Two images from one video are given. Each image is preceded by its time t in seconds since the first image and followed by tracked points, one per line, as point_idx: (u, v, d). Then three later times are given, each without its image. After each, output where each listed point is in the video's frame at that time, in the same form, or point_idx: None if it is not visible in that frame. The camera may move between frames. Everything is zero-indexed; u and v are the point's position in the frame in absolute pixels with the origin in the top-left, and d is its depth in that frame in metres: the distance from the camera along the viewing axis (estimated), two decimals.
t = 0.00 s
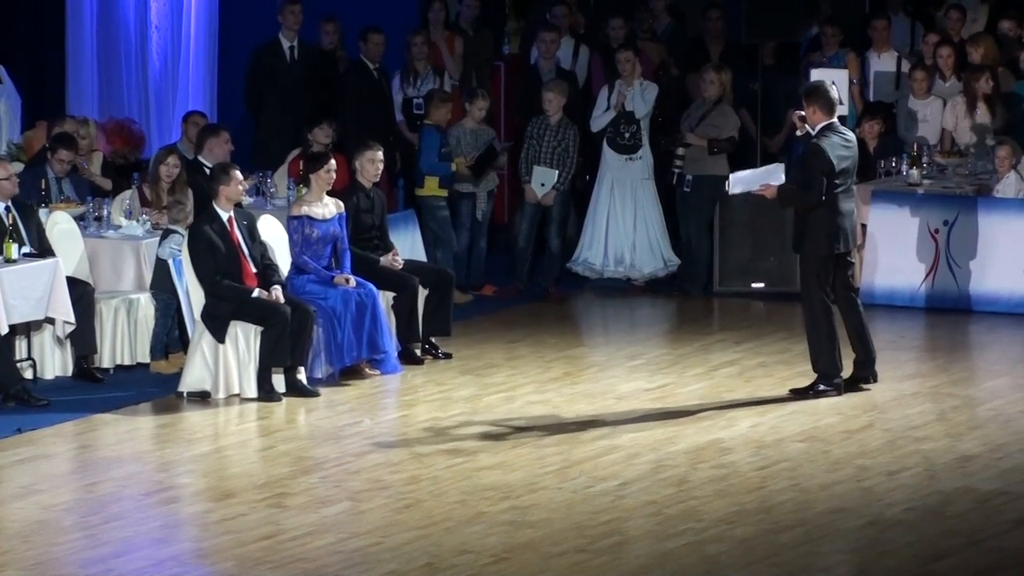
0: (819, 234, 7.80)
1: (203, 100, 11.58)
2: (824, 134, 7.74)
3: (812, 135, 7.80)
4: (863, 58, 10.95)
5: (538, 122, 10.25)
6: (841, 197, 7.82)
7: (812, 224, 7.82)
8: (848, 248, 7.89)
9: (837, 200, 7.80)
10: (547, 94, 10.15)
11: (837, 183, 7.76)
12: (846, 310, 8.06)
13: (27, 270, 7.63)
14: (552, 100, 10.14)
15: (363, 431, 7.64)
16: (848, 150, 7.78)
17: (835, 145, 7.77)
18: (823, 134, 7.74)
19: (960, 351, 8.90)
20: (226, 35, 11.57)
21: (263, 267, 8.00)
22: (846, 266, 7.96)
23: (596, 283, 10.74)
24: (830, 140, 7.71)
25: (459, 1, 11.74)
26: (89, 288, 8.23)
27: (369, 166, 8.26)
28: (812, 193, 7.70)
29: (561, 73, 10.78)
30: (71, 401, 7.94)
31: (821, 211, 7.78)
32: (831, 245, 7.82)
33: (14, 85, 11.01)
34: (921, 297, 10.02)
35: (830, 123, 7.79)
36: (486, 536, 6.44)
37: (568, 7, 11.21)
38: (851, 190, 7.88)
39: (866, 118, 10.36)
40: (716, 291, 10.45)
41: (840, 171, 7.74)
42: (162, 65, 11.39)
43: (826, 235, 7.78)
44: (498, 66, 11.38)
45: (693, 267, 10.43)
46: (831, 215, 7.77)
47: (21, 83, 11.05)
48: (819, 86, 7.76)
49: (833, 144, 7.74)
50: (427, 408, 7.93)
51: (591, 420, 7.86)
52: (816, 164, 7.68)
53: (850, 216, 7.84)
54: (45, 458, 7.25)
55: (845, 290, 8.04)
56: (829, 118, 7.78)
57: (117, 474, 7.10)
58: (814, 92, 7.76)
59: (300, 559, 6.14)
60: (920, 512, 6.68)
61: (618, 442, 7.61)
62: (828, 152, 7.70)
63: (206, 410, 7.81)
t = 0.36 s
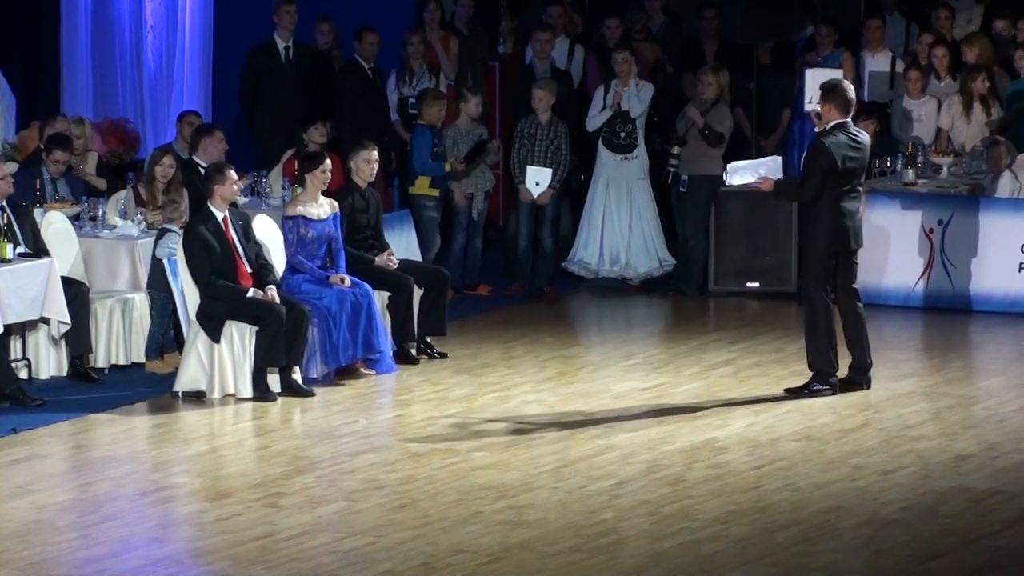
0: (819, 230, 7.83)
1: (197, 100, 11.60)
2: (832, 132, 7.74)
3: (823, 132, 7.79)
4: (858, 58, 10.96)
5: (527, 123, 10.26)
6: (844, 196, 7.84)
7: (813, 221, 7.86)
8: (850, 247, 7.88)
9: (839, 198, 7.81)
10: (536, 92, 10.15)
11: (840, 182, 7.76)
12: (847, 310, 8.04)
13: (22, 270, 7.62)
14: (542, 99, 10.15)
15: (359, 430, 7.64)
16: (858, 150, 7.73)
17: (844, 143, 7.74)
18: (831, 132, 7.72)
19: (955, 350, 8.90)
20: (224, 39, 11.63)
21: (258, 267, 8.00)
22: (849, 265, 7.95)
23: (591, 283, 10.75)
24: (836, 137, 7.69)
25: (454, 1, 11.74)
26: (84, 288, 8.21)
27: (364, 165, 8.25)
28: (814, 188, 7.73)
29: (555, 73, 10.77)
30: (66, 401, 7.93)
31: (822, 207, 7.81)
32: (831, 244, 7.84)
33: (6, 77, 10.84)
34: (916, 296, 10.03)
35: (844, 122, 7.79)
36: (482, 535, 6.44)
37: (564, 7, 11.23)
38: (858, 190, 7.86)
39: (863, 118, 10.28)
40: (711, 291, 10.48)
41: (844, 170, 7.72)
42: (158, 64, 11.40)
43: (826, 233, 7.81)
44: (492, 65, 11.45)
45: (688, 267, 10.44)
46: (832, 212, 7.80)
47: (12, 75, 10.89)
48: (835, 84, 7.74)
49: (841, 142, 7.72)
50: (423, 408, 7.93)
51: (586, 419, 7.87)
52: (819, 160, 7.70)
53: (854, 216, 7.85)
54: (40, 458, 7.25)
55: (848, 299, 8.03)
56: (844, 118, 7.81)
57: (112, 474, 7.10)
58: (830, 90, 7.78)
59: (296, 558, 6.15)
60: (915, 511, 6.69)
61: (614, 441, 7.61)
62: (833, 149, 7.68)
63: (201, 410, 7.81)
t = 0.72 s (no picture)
0: (819, 225, 7.81)
1: (193, 100, 11.55)
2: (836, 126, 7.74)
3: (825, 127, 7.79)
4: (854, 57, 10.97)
5: (515, 121, 10.24)
6: (846, 192, 7.82)
7: (814, 215, 7.84)
8: (851, 243, 7.87)
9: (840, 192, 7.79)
10: (521, 90, 10.13)
11: (841, 176, 7.75)
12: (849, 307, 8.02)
13: (18, 269, 7.62)
14: (526, 96, 10.11)
15: (354, 429, 7.64)
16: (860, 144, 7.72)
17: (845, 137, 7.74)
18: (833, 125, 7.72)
19: (952, 349, 8.90)
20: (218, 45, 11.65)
21: (254, 266, 7.99)
22: (850, 261, 7.93)
23: (588, 282, 10.75)
24: (837, 131, 7.69)
25: None
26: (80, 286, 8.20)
27: (359, 164, 8.26)
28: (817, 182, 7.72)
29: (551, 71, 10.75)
30: (62, 400, 7.93)
31: (824, 201, 7.79)
32: (830, 239, 7.84)
33: (5, 81, 11.11)
34: (912, 295, 10.05)
35: (847, 116, 7.78)
36: (477, 534, 6.44)
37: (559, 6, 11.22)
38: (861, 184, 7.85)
39: (858, 116, 10.28)
40: (707, 288, 10.51)
41: (846, 164, 7.71)
42: (154, 62, 11.33)
43: (826, 228, 7.80)
44: (488, 64, 11.42)
45: (684, 265, 10.44)
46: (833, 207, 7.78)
47: (12, 78, 11.15)
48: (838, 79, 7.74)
49: (842, 136, 7.72)
50: (418, 407, 7.92)
51: (582, 418, 7.86)
52: (823, 153, 7.69)
53: (857, 213, 7.84)
54: (36, 457, 7.25)
55: (852, 298, 8.03)
56: (847, 112, 7.79)
57: (108, 472, 7.10)
58: (834, 85, 7.77)
59: (291, 557, 6.14)
60: (911, 510, 6.68)
61: (609, 440, 7.61)
62: (833, 143, 7.68)
63: (197, 408, 7.81)
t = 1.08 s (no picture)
0: (804, 226, 7.84)
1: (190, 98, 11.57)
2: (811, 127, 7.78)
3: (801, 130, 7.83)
4: (853, 57, 11.00)
5: (506, 121, 10.25)
6: (829, 191, 7.85)
7: (798, 216, 7.87)
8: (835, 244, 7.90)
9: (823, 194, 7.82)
10: (512, 90, 10.14)
11: (823, 177, 7.78)
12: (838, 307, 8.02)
13: (16, 268, 7.62)
14: (518, 95, 10.12)
15: (351, 428, 7.64)
16: (838, 144, 7.77)
17: (823, 139, 7.78)
18: (811, 127, 7.76)
19: (950, 348, 8.90)
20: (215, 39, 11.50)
21: (251, 265, 7.99)
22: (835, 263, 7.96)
23: (586, 281, 10.74)
24: (815, 133, 7.74)
25: None
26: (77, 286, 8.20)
27: (358, 164, 8.27)
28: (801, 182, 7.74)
29: (549, 71, 10.69)
30: (59, 399, 7.92)
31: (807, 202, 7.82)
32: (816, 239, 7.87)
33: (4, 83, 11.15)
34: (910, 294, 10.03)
35: (822, 117, 7.82)
36: (475, 533, 6.44)
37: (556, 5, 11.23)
38: (842, 185, 7.88)
39: (854, 116, 10.30)
40: (706, 288, 10.44)
41: (826, 165, 7.75)
42: (151, 62, 11.36)
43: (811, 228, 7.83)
44: (484, 64, 11.36)
45: (681, 264, 10.44)
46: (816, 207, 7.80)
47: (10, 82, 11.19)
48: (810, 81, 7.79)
49: (820, 138, 7.76)
50: (416, 406, 7.92)
51: (579, 417, 7.86)
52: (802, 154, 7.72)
53: (841, 211, 7.87)
54: (33, 456, 7.25)
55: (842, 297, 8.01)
56: (822, 113, 7.82)
57: (106, 472, 7.10)
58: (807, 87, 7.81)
59: (289, 557, 6.14)
60: (908, 510, 6.68)
61: (607, 439, 7.61)
62: (812, 145, 7.73)
63: (194, 407, 7.80)
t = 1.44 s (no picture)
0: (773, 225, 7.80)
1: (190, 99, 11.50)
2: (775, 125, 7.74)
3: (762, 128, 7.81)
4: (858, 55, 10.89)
5: (506, 122, 10.17)
6: (795, 188, 7.81)
7: (766, 215, 7.82)
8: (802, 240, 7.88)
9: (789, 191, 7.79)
10: (511, 90, 10.08)
11: (789, 175, 7.76)
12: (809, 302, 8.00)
13: (13, 270, 7.53)
14: (516, 95, 10.06)
15: (352, 432, 7.55)
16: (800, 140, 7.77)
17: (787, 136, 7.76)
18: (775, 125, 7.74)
19: (958, 351, 8.80)
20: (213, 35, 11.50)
21: (251, 267, 7.90)
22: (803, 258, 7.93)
23: (589, 282, 10.64)
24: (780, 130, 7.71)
25: None
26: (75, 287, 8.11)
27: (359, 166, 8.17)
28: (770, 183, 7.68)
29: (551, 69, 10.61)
30: (56, 402, 7.83)
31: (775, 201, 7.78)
32: (784, 237, 7.84)
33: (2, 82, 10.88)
34: (917, 296, 9.91)
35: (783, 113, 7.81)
36: (477, 538, 6.34)
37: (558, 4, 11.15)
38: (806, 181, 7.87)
39: (862, 115, 10.26)
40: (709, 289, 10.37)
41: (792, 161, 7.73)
42: (150, 61, 11.31)
43: (780, 227, 7.79)
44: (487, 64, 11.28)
45: (685, 265, 10.38)
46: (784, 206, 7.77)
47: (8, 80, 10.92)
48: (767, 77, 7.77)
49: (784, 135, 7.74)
50: (417, 409, 7.83)
51: (583, 421, 7.76)
52: (770, 155, 7.66)
53: (808, 207, 7.85)
54: (30, 460, 7.15)
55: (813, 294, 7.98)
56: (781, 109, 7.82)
57: (104, 476, 7.01)
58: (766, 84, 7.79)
59: (288, 562, 6.04)
60: (916, 515, 6.57)
61: (610, 443, 7.51)
62: (778, 143, 7.70)
63: (193, 410, 7.72)
